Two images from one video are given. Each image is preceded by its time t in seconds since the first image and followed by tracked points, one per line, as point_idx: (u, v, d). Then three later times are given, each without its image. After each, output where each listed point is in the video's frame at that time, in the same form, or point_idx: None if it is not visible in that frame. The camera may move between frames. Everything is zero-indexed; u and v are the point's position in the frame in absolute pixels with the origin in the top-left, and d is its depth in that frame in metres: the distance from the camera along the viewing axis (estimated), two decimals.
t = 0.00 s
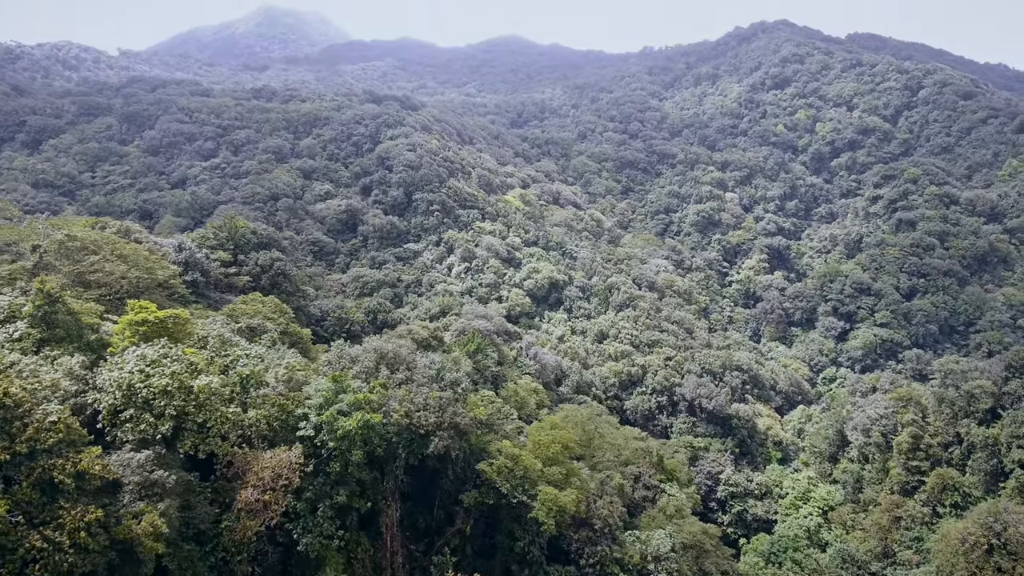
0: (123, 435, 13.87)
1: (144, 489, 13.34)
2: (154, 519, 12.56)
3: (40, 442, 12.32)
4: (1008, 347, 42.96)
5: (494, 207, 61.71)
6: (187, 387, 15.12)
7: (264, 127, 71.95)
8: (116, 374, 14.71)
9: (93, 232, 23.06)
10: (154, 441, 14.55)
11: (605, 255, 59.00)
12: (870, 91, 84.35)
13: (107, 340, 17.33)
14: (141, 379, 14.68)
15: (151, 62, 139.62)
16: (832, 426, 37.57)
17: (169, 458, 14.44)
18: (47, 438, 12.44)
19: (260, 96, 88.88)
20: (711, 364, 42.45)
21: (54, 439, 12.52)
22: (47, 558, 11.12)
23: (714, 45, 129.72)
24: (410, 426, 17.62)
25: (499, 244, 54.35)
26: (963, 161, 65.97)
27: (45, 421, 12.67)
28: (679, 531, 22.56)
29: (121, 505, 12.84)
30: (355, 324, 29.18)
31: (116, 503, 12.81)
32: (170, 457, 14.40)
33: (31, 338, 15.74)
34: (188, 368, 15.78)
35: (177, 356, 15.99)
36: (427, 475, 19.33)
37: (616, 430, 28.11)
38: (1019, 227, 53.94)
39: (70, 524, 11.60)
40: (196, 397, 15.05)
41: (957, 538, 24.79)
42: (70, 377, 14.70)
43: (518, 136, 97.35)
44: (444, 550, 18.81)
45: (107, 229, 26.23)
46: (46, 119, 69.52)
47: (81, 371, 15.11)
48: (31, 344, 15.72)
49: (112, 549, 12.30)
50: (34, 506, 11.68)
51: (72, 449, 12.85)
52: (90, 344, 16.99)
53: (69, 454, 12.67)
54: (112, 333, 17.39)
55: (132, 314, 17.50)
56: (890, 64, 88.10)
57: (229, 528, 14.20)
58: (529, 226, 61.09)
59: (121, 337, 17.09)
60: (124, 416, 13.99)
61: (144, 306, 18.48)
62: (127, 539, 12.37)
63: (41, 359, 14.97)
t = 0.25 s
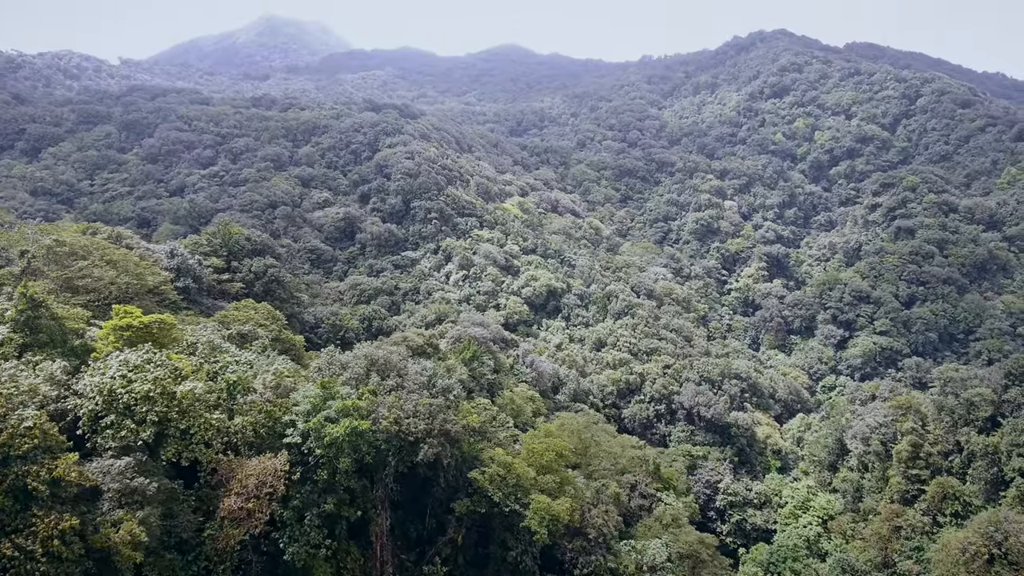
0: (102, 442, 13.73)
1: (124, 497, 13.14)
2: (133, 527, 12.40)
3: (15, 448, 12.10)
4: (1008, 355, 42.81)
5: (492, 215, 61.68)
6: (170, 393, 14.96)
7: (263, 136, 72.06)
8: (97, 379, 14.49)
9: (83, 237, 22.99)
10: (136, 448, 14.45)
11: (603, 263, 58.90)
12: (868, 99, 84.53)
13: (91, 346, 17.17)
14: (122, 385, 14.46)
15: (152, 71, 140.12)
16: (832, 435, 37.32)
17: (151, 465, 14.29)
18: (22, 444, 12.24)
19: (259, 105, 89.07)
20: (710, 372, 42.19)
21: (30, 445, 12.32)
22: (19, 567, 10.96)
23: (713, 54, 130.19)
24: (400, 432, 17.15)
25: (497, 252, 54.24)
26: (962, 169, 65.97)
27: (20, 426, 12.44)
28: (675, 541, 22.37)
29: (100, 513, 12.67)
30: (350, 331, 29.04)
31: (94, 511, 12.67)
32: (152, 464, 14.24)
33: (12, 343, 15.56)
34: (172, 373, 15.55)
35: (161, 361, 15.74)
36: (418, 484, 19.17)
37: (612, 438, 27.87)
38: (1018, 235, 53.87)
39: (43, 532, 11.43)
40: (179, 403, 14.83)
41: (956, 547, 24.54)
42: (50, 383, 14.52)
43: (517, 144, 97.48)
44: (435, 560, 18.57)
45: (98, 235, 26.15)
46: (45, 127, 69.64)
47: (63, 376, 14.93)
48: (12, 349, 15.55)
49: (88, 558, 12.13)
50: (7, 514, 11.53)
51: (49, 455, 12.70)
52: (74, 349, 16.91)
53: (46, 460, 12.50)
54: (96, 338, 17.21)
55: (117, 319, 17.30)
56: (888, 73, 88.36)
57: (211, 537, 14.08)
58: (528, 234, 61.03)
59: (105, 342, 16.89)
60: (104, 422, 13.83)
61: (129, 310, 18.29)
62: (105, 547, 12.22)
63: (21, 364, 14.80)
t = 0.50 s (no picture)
0: (81, 449, 13.54)
1: (102, 504, 12.96)
2: (109, 536, 12.22)
3: None
4: (1008, 363, 42.61)
5: (490, 223, 61.59)
6: (152, 399, 14.78)
7: (261, 144, 72.08)
8: (76, 386, 14.34)
9: (72, 243, 22.81)
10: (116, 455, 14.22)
11: (601, 271, 58.75)
12: (866, 108, 84.67)
13: (76, 351, 17.02)
14: (102, 391, 14.32)
15: (153, 80, 140.52)
16: (831, 443, 37.05)
17: (131, 472, 14.11)
18: None
19: (258, 114, 89.23)
20: (708, 380, 41.90)
21: (4, 452, 12.16)
22: None
23: (711, 64, 130.63)
24: (387, 441, 16.81)
25: (495, 260, 54.10)
26: (960, 177, 65.96)
27: None
28: (671, 551, 22.11)
29: (76, 521, 12.49)
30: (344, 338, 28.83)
31: (72, 519, 12.54)
32: (132, 472, 14.09)
33: None
34: (154, 378, 15.40)
35: (143, 366, 15.58)
36: (409, 493, 18.90)
37: (608, 447, 27.63)
38: (1017, 243, 53.76)
39: (15, 540, 11.26)
40: (160, 409, 14.68)
41: (957, 557, 24.25)
42: (30, 389, 14.35)
43: (516, 152, 97.55)
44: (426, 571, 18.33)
45: (89, 241, 25.98)
46: (44, 136, 69.64)
47: (43, 382, 14.78)
48: None
49: (63, 567, 11.94)
50: None
51: (24, 462, 12.57)
52: (57, 355, 16.77)
53: (21, 468, 12.35)
54: (80, 344, 17.05)
55: (99, 324, 17.11)
56: (886, 82, 88.60)
57: (193, 546, 13.97)
58: (526, 242, 60.92)
59: (87, 348, 16.73)
60: (83, 429, 13.63)
61: (114, 315, 18.11)
62: (80, 556, 12.04)
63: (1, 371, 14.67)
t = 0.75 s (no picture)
0: (58, 456, 13.32)
1: (79, 513, 12.75)
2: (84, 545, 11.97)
3: None
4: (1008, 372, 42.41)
5: (488, 231, 61.52)
6: (134, 405, 14.58)
7: (260, 152, 72.14)
8: (56, 391, 14.13)
9: (61, 249, 22.68)
10: (96, 462, 14.03)
11: (599, 279, 58.59)
12: (865, 117, 84.81)
13: (58, 357, 16.85)
14: (82, 397, 14.12)
15: (153, 90, 140.92)
16: (830, 452, 36.77)
17: (111, 480, 13.94)
18: None
19: (258, 122, 89.37)
20: (707, 389, 41.62)
21: None
22: None
23: (710, 73, 131.09)
24: (375, 447, 16.75)
25: (493, 268, 53.95)
26: (958, 185, 65.94)
27: None
28: (667, 561, 21.86)
29: (52, 530, 12.28)
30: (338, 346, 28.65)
31: (47, 528, 12.32)
32: (112, 480, 13.90)
33: None
34: (136, 384, 15.21)
35: (125, 372, 15.39)
36: (401, 502, 18.80)
37: (604, 455, 27.37)
38: (1016, 251, 53.66)
39: None
40: (142, 415, 14.48)
41: (957, 567, 23.97)
42: (7, 395, 14.13)
43: (515, 161, 97.62)
44: None
45: (79, 247, 25.81)
46: (43, 144, 69.76)
47: (22, 388, 14.56)
48: None
49: None
50: None
51: None
52: (39, 360, 16.57)
53: None
54: (62, 349, 16.86)
55: (82, 329, 16.92)
56: (884, 91, 88.82)
57: (174, 556, 13.76)
58: (524, 250, 60.82)
59: (70, 353, 16.54)
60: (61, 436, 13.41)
61: (97, 320, 17.88)
62: (53, 566, 11.79)
63: None
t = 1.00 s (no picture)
0: (35, 463, 13.06)
1: (55, 522, 12.51)
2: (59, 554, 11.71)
3: None
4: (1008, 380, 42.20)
5: (486, 239, 61.40)
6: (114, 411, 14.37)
7: (258, 160, 72.17)
8: (34, 397, 13.89)
9: (50, 254, 22.58)
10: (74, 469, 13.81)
11: (598, 287, 58.42)
12: (863, 125, 84.95)
13: (40, 362, 16.61)
14: (61, 402, 13.90)
15: (154, 99, 141.23)
16: (829, 461, 36.48)
17: (90, 488, 13.74)
18: None
19: (257, 131, 89.49)
20: (706, 397, 41.31)
21: None
22: None
23: (708, 82, 131.51)
24: (363, 455, 16.69)
25: (490, 275, 53.78)
26: (957, 193, 65.93)
27: None
28: (663, 571, 21.59)
29: (26, 539, 12.03)
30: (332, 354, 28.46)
31: (22, 537, 12.07)
32: (90, 488, 13.69)
33: None
34: (117, 390, 15.02)
35: (107, 377, 15.20)
36: (391, 510, 18.85)
37: (601, 464, 27.09)
38: (1015, 259, 53.55)
39: None
40: (122, 422, 14.29)
41: None
42: None
43: (513, 169, 97.66)
44: None
45: (68, 253, 25.66)
46: (42, 152, 69.79)
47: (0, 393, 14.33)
48: None
49: None
50: None
51: None
52: (19, 366, 16.34)
53: None
54: (44, 355, 16.66)
55: (64, 334, 16.74)
56: (881, 100, 89.03)
57: (153, 566, 13.52)
58: (522, 258, 60.70)
59: (51, 358, 16.35)
60: (38, 442, 13.18)
61: (80, 325, 17.72)
62: None
63: None
